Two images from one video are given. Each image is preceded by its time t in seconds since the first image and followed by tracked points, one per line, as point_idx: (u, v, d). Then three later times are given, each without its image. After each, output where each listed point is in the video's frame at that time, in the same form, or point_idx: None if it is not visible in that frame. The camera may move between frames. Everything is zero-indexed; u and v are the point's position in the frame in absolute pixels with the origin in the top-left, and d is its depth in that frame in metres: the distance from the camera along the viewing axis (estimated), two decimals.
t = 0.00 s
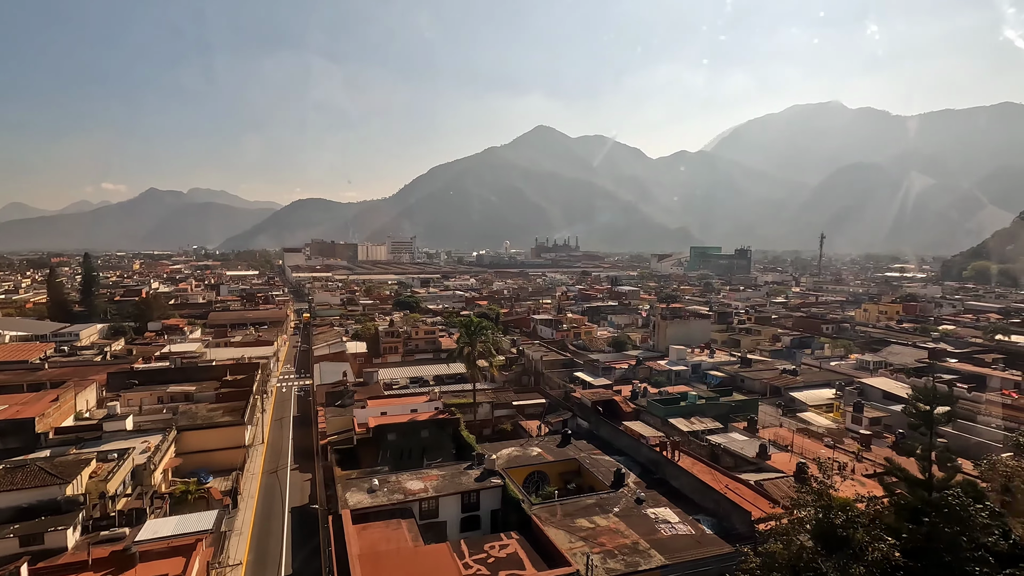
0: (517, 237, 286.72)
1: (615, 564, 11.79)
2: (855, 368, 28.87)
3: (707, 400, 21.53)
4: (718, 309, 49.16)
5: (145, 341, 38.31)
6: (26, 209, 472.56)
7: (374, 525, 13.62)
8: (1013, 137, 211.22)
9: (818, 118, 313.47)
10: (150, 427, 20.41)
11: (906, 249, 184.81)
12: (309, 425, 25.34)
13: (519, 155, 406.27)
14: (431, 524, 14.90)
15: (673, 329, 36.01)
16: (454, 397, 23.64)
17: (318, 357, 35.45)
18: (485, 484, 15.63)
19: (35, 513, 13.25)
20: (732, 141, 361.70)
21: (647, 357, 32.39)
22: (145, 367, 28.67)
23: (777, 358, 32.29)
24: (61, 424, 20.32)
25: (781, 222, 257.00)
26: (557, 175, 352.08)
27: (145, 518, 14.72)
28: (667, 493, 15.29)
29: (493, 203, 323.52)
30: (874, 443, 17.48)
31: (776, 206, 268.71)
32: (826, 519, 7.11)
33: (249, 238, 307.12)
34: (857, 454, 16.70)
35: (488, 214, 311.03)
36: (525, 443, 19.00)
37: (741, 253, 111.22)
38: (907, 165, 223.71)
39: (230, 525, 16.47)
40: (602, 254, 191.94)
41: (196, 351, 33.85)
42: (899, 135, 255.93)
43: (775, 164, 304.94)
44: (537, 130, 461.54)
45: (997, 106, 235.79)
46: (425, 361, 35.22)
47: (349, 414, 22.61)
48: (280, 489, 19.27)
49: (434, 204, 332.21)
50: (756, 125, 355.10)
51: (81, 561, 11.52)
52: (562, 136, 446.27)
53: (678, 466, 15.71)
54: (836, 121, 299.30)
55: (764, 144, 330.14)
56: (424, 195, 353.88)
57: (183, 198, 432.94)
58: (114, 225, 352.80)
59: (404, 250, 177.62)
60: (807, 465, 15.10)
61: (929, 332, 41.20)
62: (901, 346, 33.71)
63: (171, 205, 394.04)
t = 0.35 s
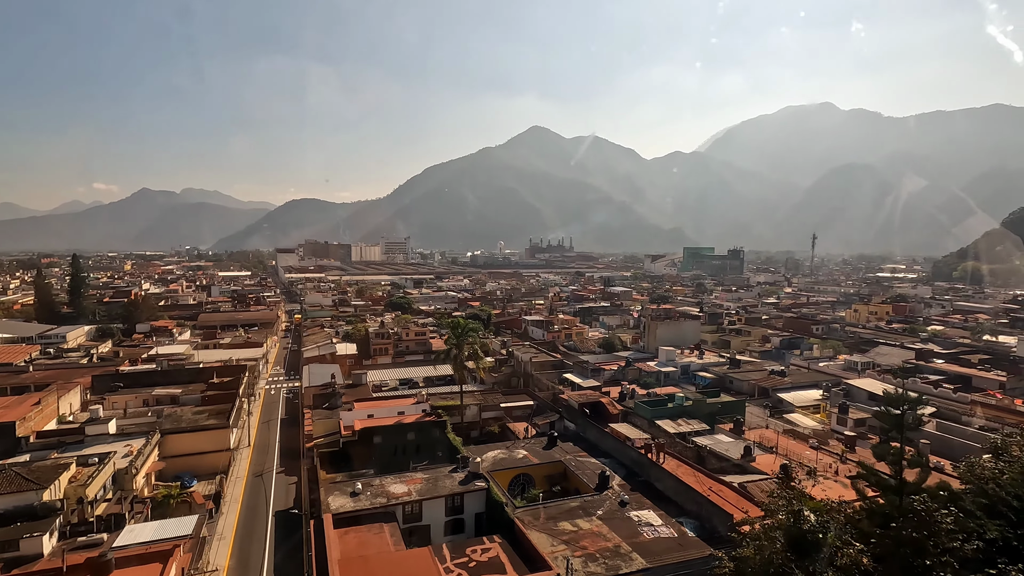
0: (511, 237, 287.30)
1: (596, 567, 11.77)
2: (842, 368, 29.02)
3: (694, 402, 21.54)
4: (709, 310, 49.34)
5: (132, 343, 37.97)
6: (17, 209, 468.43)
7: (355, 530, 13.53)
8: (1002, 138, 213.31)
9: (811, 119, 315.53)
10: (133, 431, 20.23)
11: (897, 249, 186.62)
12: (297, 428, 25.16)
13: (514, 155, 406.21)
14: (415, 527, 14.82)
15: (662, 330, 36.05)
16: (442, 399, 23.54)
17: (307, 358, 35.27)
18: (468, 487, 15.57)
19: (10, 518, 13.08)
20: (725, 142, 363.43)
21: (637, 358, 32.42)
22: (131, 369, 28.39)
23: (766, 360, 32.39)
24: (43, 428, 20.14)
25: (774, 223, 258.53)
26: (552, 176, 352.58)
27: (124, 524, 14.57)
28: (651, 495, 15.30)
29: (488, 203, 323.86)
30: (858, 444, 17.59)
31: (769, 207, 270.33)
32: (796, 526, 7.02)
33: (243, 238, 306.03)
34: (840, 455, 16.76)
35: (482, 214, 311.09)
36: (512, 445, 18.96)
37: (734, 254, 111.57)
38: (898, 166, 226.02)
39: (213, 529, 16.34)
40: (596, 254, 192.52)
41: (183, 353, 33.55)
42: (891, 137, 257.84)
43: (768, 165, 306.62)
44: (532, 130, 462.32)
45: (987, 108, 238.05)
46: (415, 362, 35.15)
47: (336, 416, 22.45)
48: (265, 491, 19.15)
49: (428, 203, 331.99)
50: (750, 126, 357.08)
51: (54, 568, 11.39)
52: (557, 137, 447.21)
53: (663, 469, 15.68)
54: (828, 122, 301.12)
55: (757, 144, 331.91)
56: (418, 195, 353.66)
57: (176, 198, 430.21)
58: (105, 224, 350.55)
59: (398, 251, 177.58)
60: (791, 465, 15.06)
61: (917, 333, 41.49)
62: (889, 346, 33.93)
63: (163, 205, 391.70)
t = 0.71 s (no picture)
0: (506, 237, 287.73)
1: (576, 571, 11.73)
2: (830, 368, 29.16)
3: (681, 403, 21.54)
4: (700, 310, 49.51)
5: (120, 345, 37.66)
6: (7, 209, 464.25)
7: (336, 534, 13.43)
8: (992, 140, 215.07)
9: (803, 120, 317.47)
10: (116, 434, 20.05)
11: (889, 249, 188.22)
12: (284, 431, 25.02)
13: (508, 154, 406.12)
14: (397, 531, 14.75)
15: (653, 330, 36.09)
16: (429, 401, 23.43)
17: (296, 360, 35.06)
18: (452, 490, 15.51)
19: None
20: (719, 142, 365.07)
21: (627, 359, 32.47)
22: (116, 372, 28.15)
23: (755, 360, 32.52)
24: (24, 431, 19.93)
25: (767, 222, 260.07)
26: (546, 176, 352.91)
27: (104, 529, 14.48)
28: (635, 497, 15.29)
29: (482, 203, 323.89)
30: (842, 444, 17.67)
31: (762, 206, 271.82)
32: (767, 529, 6.98)
33: (236, 238, 304.82)
34: (823, 456, 16.79)
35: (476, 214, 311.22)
36: (498, 447, 18.88)
37: (726, 254, 112.01)
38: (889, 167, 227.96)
39: (194, 534, 16.21)
40: (590, 254, 192.97)
41: (170, 354, 33.31)
42: (882, 137, 259.57)
43: (761, 165, 308.32)
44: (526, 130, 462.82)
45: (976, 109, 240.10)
46: (405, 364, 35.07)
47: (322, 419, 22.30)
48: (249, 495, 19.01)
49: (422, 203, 331.65)
50: (743, 126, 358.91)
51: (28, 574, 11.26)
52: (551, 137, 447.92)
53: (648, 471, 15.66)
54: (821, 123, 302.66)
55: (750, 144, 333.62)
56: (413, 195, 353.32)
57: (168, 198, 427.61)
58: (97, 224, 348.31)
59: (392, 251, 177.33)
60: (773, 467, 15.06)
61: (905, 333, 41.81)
62: (876, 347, 34.13)
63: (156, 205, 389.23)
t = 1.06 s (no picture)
0: (498, 237, 287.75)
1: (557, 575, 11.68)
2: (816, 369, 29.32)
3: (667, 404, 21.56)
4: (690, 310, 49.71)
5: (105, 347, 37.20)
6: None
7: (318, 538, 13.31)
8: (979, 141, 217.38)
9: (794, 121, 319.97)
10: (97, 438, 19.81)
11: (878, 249, 190.13)
12: (269, 433, 24.82)
13: (501, 154, 405.96)
14: (380, 535, 14.65)
15: (641, 332, 36.17)
16: (415, 403, 23.30)
17: (283, 362, 34.77)
18: (436, 493, 15.42)
19: None
20: (710, 143, 367.05)
21: (615, 360, 32.53)
22: (99, 374, 27.79)
23: (743, 360, 32.65)
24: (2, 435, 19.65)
25: (759, 223, 261.80)
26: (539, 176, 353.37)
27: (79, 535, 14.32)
28: (618, 499, 15.26)
29: (475, 203, 323.66)
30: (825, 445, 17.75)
31: (753, 207, 273.53)
32: (736, 534, 7.05)
33: (227, 238, 302.81)
34: (806, 456, 16.85)
35: (469, 214, 311.13)
36: (483, 450, 18.83)
37: (717, 254, 112.53)
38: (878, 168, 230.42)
39: (175, 539, 16.03)
40: (582, 254, 193.52)
41: (156, 357, 32.96)
42: (871, 138, 262.23)
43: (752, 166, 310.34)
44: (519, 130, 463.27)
45: (964, 111, 242.51)
46: (393, 366, 34.92)
47: (307, 421, 22.13)
48: (232, 499, 18.83)
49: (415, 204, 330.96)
50: (734, 127, 361.15)
51: None
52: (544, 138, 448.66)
53: (631, 472, 15.68)
54: (811, 124, 304.85)
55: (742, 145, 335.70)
56: (405, 195, 352.51)
57: (158, 198, 424.24)
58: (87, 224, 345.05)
59: (384, 251, 176.87)
60: (756, 468, 15.05)
61: (892, 333, 42.16)
62: (863, 347, 34.37)
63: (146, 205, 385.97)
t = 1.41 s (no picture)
0: (488, 238, 287.52)
1: None
2: (799, 368, 29.54)
3: (649, 405, 21.60)
4: (676, 310, 49.90)
5: (84, 349, 36.59)
6: None
7: (293, 543, 13.16)
8: (960, 143, 220.52)
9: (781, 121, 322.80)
10: (72, 442, 19.47)
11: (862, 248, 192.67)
12: (251, 436, 24.56)
13: (491, 154, 405.42)
14: (358, 539, 14.53)
15: (626, 332, 36.28)
16: (397, 404, 23.14)
17: (267, 363, 34.37)
18: (414, 496, 15.33)
19: None
20: (699, 143, 369.21)
21: (600, 360, 32.61)
22: (76, 377, 27.28)
23: (727, 360, 32.84)
24: None
25: (746, 222, 263.90)
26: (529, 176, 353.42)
27: (48, 542, 14.05)
28: (597, 500, 15.29)
29: (464, 203, 322.92)
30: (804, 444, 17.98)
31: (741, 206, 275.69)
32: (701, 538, 7.05)
33: (214, 237, 299.12)
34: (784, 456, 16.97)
35: (459, 214, 310.56)
36: (464, 451, 18.77)
37: (704, 254, 113.12)
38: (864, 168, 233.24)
39: (149, 545, 15.79)
40: (571, 254, 193.75)
41: (136, 359, 32.48)
42: (857, 139, 265.28)
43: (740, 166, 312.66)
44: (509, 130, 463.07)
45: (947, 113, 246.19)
46: (378, 367, 34.70)
47: (288, 423, 21.87)
48: (210, 503, 18.60)
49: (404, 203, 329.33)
50: (722, 127, 363.55)
51: None
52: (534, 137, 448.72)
53: (610, 473, 15.71)
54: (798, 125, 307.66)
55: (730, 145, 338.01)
56: (395, 195, 350.75)
57: (143, 198, 418.05)
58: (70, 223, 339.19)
59: (373, 251, 175.72)
60: (734, 468, 15.09)
61: (874, 332, 42.58)
62: (844, 347, 34.74)
63: (130, 204, 380.17)
